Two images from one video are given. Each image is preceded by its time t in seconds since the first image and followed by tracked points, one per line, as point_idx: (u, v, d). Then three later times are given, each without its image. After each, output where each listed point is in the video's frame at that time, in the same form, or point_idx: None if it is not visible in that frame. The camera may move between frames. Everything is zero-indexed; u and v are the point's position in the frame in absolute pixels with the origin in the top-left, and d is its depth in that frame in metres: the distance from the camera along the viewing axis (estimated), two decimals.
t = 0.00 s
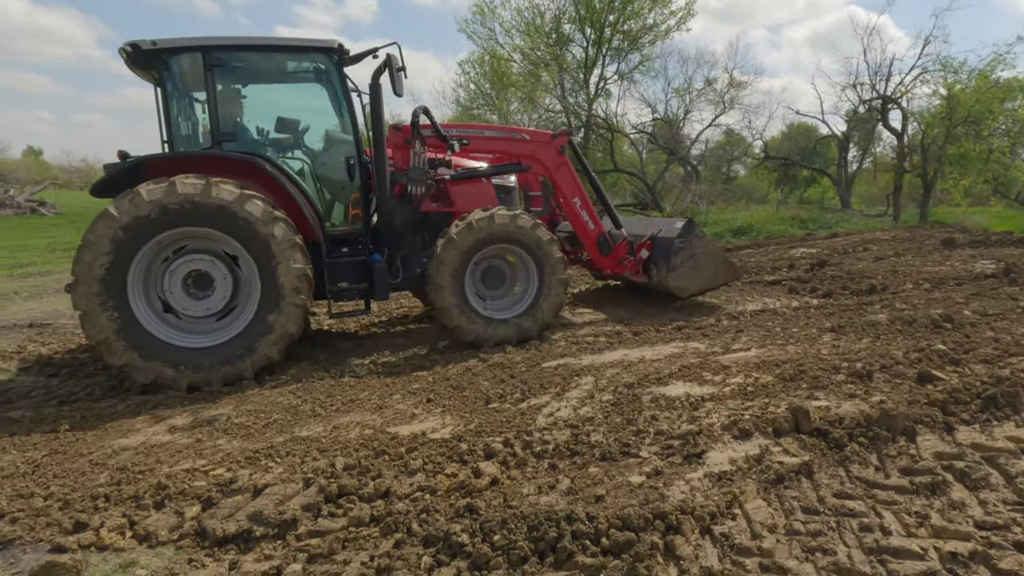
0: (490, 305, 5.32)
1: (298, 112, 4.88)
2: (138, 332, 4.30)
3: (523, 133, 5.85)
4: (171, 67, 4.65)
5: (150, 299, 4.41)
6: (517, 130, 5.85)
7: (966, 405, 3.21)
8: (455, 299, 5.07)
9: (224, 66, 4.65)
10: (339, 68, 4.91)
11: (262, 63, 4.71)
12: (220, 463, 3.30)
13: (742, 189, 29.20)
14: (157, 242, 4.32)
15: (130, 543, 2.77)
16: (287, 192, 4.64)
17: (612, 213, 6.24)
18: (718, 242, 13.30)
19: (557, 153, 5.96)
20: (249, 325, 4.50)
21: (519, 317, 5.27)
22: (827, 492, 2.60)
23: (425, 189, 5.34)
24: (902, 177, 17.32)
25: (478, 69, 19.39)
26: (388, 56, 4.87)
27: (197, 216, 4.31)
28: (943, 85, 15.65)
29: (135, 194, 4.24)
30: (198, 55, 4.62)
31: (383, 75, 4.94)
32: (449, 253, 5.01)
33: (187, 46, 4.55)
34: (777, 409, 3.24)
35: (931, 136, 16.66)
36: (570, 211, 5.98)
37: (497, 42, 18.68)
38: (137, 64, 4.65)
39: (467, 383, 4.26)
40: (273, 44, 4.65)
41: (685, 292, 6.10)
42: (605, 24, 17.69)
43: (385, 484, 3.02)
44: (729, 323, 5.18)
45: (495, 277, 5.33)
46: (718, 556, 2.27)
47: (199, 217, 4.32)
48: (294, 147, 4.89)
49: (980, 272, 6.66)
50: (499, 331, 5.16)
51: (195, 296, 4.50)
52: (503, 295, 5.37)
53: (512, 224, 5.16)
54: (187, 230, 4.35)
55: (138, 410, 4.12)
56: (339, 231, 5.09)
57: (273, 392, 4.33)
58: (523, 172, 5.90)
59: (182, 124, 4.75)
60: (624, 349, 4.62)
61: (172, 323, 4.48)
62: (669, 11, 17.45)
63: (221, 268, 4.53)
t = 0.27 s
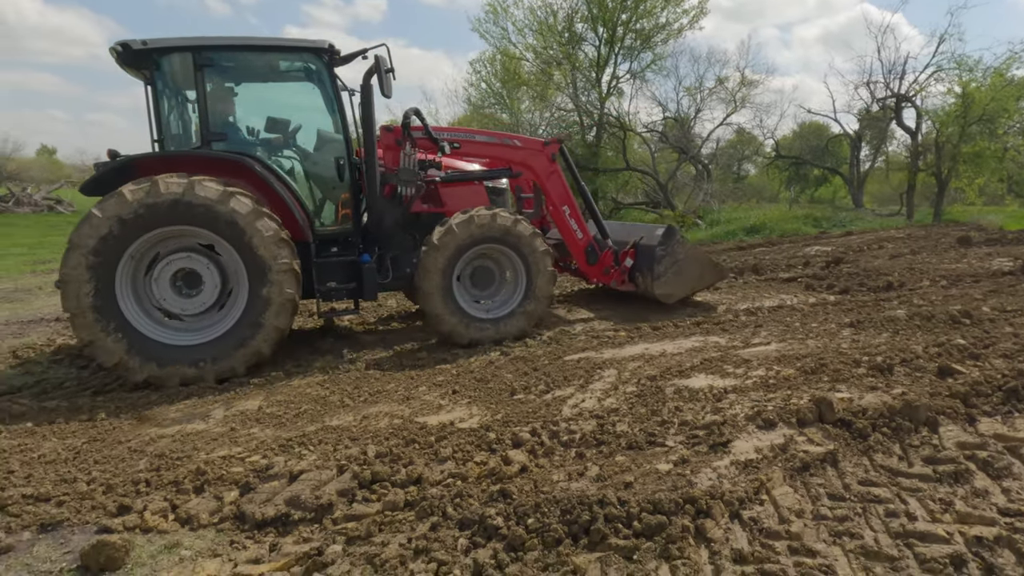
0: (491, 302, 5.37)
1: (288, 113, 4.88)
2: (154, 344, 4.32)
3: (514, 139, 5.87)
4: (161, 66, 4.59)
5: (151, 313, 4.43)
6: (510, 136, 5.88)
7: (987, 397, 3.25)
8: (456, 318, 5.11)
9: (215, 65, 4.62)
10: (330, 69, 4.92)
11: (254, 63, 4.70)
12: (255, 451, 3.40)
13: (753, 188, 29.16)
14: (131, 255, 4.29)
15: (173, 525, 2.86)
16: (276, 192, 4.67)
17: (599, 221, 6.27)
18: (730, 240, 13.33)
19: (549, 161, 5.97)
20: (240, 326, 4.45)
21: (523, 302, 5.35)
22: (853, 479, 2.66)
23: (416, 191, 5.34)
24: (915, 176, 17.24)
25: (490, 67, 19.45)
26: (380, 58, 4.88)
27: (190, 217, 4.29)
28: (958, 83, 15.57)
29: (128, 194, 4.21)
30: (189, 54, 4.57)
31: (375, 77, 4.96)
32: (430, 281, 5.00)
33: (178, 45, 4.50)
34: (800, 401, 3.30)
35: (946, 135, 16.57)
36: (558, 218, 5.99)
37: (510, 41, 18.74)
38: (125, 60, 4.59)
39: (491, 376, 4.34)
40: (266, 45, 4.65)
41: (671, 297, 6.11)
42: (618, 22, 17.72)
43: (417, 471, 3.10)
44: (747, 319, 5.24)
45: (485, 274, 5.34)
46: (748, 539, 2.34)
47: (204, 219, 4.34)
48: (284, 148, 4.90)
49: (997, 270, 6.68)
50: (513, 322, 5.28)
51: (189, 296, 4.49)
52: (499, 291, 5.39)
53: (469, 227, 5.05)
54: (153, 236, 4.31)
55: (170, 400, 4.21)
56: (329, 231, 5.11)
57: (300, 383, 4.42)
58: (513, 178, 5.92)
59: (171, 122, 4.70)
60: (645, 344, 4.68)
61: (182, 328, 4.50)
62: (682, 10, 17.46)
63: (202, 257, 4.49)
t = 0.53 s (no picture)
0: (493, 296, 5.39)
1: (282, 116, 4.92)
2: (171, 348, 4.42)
3: (508, 143, 5.82)
4: (158, 67, 4.66)
5: (157, 321, 4.51)
6: (504, 140, 5.84)
7: (1009, 396, 3.29)
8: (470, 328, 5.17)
9: (210, 67, 4.66)
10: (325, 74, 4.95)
11: (250, 66, 4.75)
12: (287, 445, 3.49)
13: (764, 187, 29.10)
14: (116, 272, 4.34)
15: (211, 517, 2.95)
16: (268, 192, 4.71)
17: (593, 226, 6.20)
18: (743, 239, 13.34)
19: (543, 165, 5.93)
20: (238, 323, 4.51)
21: (523, 288, 5.35)
22: (876, 476, 2.71)
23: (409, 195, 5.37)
24: (929, 175, 17.16)
25: (502, 67, 19.52)
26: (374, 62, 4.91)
27: (180, 219, 4.34)
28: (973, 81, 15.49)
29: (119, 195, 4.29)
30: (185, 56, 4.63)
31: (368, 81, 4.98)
32: (428, 310, 5.06)
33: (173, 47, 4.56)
34: (821, 399, 3.35)
35: (961, 134, 16.49)
36: (552, 223, 5.98)
37: (522, 41, 18.80)
38: (124, 61, 4.66)
39: (513, 374, 4.41)
40: (261, 48, 4.69)
41: (662, 293, 6.21)
42: (629, 22, 17.74)
43: (446, 466, 3.18)
44: (764, 318, 5.29)
45: (476, 275, 5.35)
46: (775, 532, 2.40)
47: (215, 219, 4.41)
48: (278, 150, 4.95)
49: (1016, 269, 6.68)
50: (520, 309, 5.31)
51: (187, 295, 4.55)
52: (496, 286, 5.41)
53: (435, 248, 5.04)
54: (131, 248, 4.34)
55: (200, 396, 4.31)
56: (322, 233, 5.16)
57: (326, 381, 4.51)
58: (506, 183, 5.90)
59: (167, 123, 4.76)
60: (664, 342, 4.74)
61: (191, 327, 4.57)
62: (694, 9, 17.46)
63: (185, 253, 4.52)
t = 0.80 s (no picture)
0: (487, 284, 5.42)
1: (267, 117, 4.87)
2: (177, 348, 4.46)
3: (495, 144, 5.80)
4: (141, 67, 4.62)
5: (154, 325, 4.54)
6: (491, 141, 5.82)
7: None
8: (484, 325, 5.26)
9: (193, 68, 4.62)
10: (310, 74, 4.88)
11: (233, 66, 4.70)
12: (312, 442, 3.54)
13: (775, 185, 29.00)
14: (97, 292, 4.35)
15: (240, 512, 2.99)
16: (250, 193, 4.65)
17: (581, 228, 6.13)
18: (755, 238, 13.33)
19: (530, 166, 5.89)
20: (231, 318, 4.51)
21: (506, 267, 5.32)
22: (900, 473, 2.72)
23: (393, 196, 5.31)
24: (943, 173, 17.06)
25: (513, 66, 19.54)
26: (357, 61, 4.83)
27: (170, 225, 4.34)
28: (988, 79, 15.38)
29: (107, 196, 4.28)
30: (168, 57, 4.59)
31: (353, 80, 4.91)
32: (438, 331, 5.11)
33: (156, 48, 4.51)
34: (842, 398, 3.37)
35: (974, 132, 16.39)
36: (539, 223, 5.94)
37: (532, 39, 18.81)
38: (106, 61, 4.62)
39: (532, 371, 4.44)
40: (245, 48, 4.64)
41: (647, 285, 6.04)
42: (641, 20, 17.71)
43: (470, 462, 3.22)
44: (781, 317, 5.30)
45: (462, 274, 5.36)
46: (801, 529, 2.42)
47: (226, 220, 4.44)
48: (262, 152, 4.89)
49: None
50: (516, 291, 5.34)
51: (173, 294, 4.54)
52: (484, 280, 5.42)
53: (413, 276, 5.03)
54: (101, 265, 4.33)
55: (222, 393, 4.37)
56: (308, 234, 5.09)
57: (347, 378, 4.56)
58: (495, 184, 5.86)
59: (151, 125, 4.72)
60: (682, 341, 4.75)
61: (189, 323, 4.59)
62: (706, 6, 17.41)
63: (156, 253, 4.48)
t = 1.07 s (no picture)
0: (469, 274, 5.31)
1: (245, 117, 4.85)
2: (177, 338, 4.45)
3: (482, 141, 5.74)
4: (119, 65, 4.58)
5: (147, 326, 4.53)
6: (477, 138, 5.74)
7: None
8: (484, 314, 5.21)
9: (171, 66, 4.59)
10: (290, 73, 4.87)
11: (212, 65, 4.69)
12: (334, 439, 3.55)
13: (787, 183, 28.84)
14: (78, 313, 4.34)
15: (265, 508, 3.01)
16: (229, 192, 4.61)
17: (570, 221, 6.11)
18: (769, 236, 13.27)
19: (517, 162, 5.83)
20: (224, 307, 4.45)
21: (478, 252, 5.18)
22: (928, 472, 2.71)
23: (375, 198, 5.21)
24: (958, 170, 16.91)
25: (524, 64, 19.53)
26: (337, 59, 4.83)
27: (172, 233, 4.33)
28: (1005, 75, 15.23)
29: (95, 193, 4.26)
30: (145, 54, 4.56)
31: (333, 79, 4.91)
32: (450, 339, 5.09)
33: (135, 46, 4.49)
34: (866, 396, 3.35)
35: (991, 129, 16.23)
36: (527, 220, 5.92)
37: (543, 37, 18.79)
38: (83, 59, 4.59)
39: (550, 369, 4.45)
40: (225, 46, 4.63)
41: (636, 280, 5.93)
42: (652, 17, 17.66)
43: (492, 460, 3.22)
44: (799, 315, 5.28)
45: (441, 275, 5.25)
46: (829, 527, 2.41)
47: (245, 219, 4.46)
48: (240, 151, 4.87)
49: None
50: (498, 270, 5.24)
51: (151, 288, 4.48)
52: (463, 272, 5.30)
53: (399, 305, 4.98)
54: (70, 287, 4.31)
55: (243, 391, 4.40)
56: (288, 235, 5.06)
57: (365, 376, 4.57)
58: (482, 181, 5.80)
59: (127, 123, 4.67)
60: (701, 339, 4.74)
61: (181, 312, 4.53)
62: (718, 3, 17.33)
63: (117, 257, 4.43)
